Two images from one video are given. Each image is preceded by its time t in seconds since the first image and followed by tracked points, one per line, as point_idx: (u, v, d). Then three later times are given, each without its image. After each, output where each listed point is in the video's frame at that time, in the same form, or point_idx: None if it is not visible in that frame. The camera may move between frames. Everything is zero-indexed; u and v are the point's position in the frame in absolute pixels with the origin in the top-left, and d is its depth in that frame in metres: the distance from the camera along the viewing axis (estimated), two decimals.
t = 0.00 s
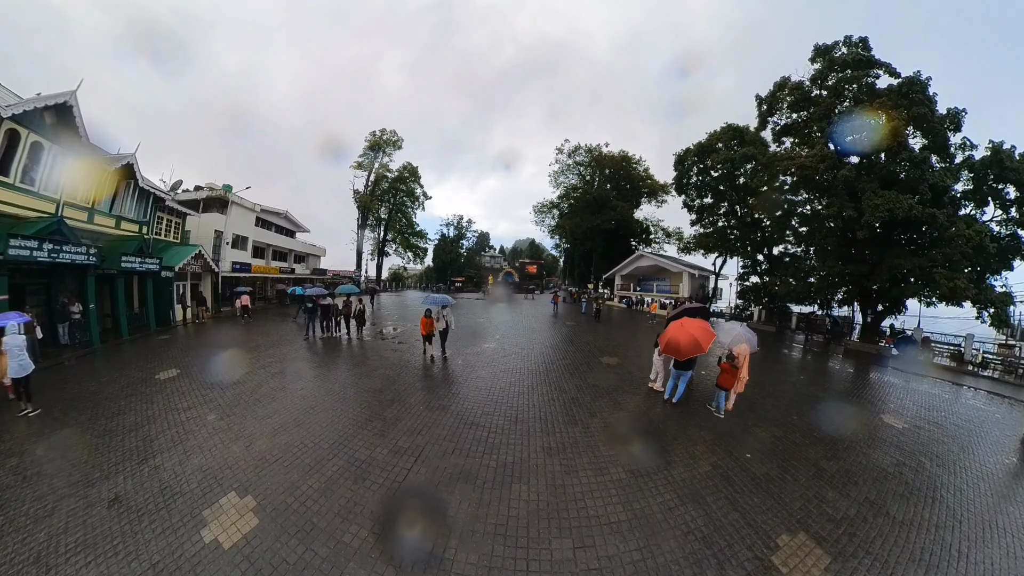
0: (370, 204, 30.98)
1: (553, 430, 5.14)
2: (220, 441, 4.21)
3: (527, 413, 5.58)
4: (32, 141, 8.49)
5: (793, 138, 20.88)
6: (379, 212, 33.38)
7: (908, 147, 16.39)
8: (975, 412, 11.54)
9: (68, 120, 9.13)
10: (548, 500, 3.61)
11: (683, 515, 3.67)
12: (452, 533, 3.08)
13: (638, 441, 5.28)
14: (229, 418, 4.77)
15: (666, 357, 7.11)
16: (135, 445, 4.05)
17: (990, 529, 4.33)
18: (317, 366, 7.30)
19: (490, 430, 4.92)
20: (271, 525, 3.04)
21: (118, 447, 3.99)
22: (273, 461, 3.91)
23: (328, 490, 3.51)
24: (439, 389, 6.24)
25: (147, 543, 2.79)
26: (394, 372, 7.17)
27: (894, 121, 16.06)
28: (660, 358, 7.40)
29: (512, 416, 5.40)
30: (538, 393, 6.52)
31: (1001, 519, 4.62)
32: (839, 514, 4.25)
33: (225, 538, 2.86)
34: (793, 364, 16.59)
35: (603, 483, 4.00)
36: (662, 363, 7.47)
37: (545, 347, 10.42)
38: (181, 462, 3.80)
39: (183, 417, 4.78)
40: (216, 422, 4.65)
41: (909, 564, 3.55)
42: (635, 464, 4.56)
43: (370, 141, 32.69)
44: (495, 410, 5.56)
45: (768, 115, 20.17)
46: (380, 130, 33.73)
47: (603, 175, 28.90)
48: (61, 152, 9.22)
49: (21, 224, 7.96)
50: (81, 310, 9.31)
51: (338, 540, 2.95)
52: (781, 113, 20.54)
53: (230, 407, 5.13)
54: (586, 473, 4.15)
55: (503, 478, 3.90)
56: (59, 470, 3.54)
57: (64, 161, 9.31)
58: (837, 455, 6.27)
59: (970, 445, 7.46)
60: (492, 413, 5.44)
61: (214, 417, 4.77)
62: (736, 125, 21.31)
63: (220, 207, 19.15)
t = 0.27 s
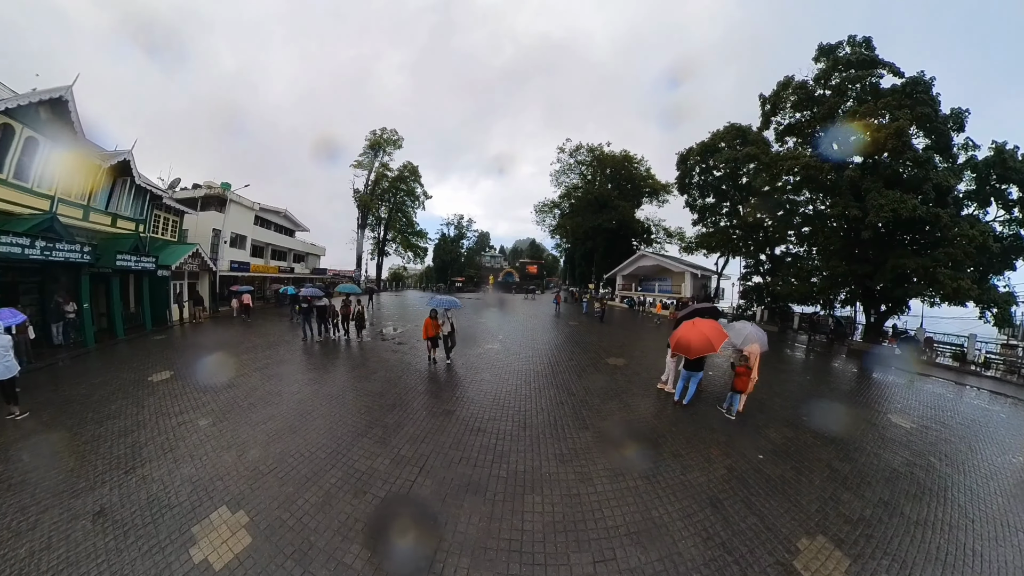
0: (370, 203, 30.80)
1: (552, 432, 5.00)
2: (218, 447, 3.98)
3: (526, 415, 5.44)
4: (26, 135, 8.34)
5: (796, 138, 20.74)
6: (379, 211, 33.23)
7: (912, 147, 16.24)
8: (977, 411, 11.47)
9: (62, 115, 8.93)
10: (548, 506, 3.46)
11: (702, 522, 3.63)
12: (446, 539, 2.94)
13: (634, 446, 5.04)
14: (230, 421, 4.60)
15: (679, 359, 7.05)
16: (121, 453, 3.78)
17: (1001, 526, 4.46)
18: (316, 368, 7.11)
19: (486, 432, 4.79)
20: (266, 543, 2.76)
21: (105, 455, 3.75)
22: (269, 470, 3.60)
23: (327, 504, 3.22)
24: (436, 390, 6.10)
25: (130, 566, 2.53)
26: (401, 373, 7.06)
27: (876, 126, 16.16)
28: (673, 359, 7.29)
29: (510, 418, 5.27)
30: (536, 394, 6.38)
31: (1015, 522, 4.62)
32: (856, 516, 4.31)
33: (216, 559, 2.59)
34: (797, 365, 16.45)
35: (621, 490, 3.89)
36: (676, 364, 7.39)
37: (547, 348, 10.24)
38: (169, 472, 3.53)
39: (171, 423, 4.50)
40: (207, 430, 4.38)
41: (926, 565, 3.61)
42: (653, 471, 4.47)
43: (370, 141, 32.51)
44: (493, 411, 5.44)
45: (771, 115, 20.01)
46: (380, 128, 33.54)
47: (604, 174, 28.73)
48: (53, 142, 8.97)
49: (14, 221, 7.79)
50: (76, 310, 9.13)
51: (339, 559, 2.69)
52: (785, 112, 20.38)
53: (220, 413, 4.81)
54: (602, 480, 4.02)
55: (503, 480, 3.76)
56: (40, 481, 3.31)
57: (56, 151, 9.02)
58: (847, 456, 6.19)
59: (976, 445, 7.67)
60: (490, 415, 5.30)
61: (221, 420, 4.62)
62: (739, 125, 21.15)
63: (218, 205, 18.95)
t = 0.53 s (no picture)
0: (370, 203, 30.61)
1: (548, 434, 4.91)
2: (214, 456, 3.77)
3: (521, 417, 5.35)
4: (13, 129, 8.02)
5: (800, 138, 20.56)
6: (379, 211, 32.99)
7: (918, 148, 16.04)
8: (980, 412, 11.36)
9: (57, 110, 8.56)
10: (545, 512, 3.35)
11: (721, 531, 3.57)
12: (435, 540, 2.88)
13: (621, 445, 5.02)
14: (230, 427, 4.41)
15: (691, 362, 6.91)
16: (105, 465, 3.55)
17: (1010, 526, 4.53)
18: (314, 370, 6.90)
19: (481, 433, 4.69)
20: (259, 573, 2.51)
21: (89, 467, 3.53)
22: (262, 487, 3.34)
23: (325, 525, 2.95)
24: (430, 391, 5.99)
25: None
26: (406, 374, 6.90)
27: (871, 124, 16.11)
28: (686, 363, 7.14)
29: (505, 419, 5.17)
30: (531, 396, 6.29)
31: None
32: (871, 520, 4.32)
33: None
34: (801, 366, 16.30)
35: (638, 502, 3.75)
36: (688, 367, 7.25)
37: (550, 350, 10.04)
38: (158, 487, 3.30)
39: (160, 431, 4.26)
40: (199, 438, 4.14)
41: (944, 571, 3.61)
42: (669, 480, 4.34)
43: (370, 139, 32.27)
44: (487, 412, 5.36)
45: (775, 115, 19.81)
46: (381, 127, 33.33)
47: (606, 173, 28.53)
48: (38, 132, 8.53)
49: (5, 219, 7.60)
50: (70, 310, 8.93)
51: None
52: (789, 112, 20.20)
53: (212, 420, 4.54)
54: (618, 492, 3.87)
55: (499, 483, 3.67)
56: (17, 497, 3.08)
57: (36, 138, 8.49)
58: (856, 459, 6.09)
59: (979, 448, 7.96)
60: (485, 416, 5.21)
61: (226, 423, 4.49)
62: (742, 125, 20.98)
63: (216, 204, 18.74)
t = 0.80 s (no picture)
0: (370, 202, 30.43)
1: (545, 436, 4.88)
2: (207, 468, 3.60)
3: (516, 418, 5.33)
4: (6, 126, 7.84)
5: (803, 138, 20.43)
6: (379, 210, 32.83)
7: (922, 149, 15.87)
8: (982, 413, 11.28)
9: (53, 108, 8.39)
10: (544, 516, 3.30)
11: (736, 538, 3.47)
12: (431, 545, 2.84)
13: (619, 446, 4.97)
14: (228, 433, 4.26)
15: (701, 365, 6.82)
16: (95, 477, 3.39)
17: None
18: (313, 372, 6.72)
19: (476, 435, 4.67)
20: None
21: (75, 479, 3.35)
22: (257, 503, 3.16)
23: (324, 543, 2.79)
24: (424, 392, 5.94)
25: None
26: (407, 376, 6.76)
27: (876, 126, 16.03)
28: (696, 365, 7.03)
29: (501, 422, 5.14)
30: (528, 398, 6.23)
31: None
32: (884, 524, 4.20)
33: None
34: (804, 367, 16.18)
35: (652, 510, 3.64)
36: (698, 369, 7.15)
37: (552, 351, 9.87)
38: (147, 502, 3.13)
39: (150, 440, 4.08)
40: (191, 447, 3.95)
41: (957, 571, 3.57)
42: (682, 487, 4.21)
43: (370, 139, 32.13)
44: (481, 414, 5.35)
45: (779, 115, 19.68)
46: (381, 127, 33.17)
47: (607, 174, 28.40)
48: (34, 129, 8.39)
49: None
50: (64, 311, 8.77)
51: None
52: (792, 112, 20.07)
53: (202, 430, 4.32)
54: (632, 501, 3.74)
55: (498, 486, 3.63)
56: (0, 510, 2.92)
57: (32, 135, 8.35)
58: (863, 459, 6.00)
59: (986, 449, 7.88)
60: (482, 419, 5.17)
61: (228, 429, 4.36)
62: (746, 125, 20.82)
63: (214, 203, 18.57)
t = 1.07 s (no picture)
0: (370, 201, 30.29)
1: (548, 436, 4.83)
2: (203, 473, 3.41)
3: (519, 419, 5.27)
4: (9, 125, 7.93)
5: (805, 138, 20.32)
6: (379, 210, 32.68)
7: (926, 150, 15.72)
8: (987, 413, 11.21)
9: (48, 103, 8.52)
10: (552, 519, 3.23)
11: (754, 541, 3.43)
12: (437, 549, 2.77)
13: (627, 448, 4.89)
14: (228, 436, 4.12)
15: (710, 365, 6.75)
16: (88, 484, 3.25)
17: None
18: (312, 372, 6.57)
19: (479, 435, 4.60)
20: None
21: (62, 490, 3.16)
22: (253, 517, 2.93)
23: (327, 560, 2.59)
24: (423, 391, 5.85)
25: None
26: (408, 375, 6.62)
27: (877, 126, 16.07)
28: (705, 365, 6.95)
29: (503, 422, 5.08)
30: (532, 399, 6.16)
31: None
32: (895, 523, 4.14)
33: None
34: (806, 367, 16.09)
35: (667, 514, 3.57)
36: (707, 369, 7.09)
37: (554, 351, 9.73)
38: (137, 514, 2.93)
39: (143, 446, 3.89)
40: (183, 453, 3.75)
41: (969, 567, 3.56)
42: (696, 491, 4.12)
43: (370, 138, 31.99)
44: (483, 413, 5.29)
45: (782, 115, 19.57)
46: (381, 126, 33.03)
47: (608, 173, 28.28)
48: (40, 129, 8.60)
49: None
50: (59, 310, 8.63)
51: None
52: (795, 112, 19.95)
53: (192, 436, 4.10)
54: (649, 508, 3.63)
55: (504, 487, 3.57)
56: None
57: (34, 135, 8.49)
58: (870, 458, 5.93)
59: (993, 449, 7.79)
60: (485, 419, 5.11)
61: (230, 432, 4.21)
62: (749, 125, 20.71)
63: (213, 202, 18.42)
